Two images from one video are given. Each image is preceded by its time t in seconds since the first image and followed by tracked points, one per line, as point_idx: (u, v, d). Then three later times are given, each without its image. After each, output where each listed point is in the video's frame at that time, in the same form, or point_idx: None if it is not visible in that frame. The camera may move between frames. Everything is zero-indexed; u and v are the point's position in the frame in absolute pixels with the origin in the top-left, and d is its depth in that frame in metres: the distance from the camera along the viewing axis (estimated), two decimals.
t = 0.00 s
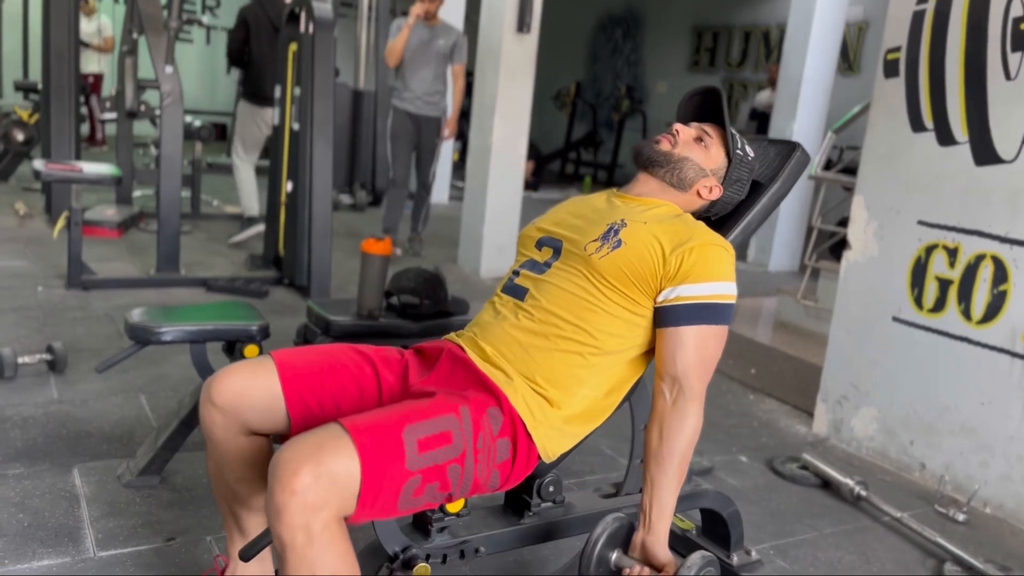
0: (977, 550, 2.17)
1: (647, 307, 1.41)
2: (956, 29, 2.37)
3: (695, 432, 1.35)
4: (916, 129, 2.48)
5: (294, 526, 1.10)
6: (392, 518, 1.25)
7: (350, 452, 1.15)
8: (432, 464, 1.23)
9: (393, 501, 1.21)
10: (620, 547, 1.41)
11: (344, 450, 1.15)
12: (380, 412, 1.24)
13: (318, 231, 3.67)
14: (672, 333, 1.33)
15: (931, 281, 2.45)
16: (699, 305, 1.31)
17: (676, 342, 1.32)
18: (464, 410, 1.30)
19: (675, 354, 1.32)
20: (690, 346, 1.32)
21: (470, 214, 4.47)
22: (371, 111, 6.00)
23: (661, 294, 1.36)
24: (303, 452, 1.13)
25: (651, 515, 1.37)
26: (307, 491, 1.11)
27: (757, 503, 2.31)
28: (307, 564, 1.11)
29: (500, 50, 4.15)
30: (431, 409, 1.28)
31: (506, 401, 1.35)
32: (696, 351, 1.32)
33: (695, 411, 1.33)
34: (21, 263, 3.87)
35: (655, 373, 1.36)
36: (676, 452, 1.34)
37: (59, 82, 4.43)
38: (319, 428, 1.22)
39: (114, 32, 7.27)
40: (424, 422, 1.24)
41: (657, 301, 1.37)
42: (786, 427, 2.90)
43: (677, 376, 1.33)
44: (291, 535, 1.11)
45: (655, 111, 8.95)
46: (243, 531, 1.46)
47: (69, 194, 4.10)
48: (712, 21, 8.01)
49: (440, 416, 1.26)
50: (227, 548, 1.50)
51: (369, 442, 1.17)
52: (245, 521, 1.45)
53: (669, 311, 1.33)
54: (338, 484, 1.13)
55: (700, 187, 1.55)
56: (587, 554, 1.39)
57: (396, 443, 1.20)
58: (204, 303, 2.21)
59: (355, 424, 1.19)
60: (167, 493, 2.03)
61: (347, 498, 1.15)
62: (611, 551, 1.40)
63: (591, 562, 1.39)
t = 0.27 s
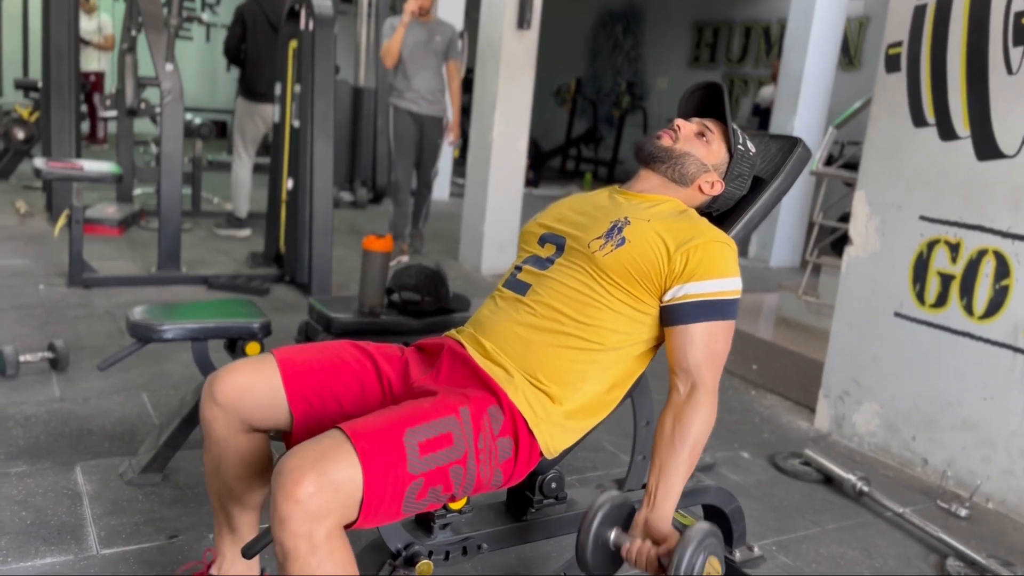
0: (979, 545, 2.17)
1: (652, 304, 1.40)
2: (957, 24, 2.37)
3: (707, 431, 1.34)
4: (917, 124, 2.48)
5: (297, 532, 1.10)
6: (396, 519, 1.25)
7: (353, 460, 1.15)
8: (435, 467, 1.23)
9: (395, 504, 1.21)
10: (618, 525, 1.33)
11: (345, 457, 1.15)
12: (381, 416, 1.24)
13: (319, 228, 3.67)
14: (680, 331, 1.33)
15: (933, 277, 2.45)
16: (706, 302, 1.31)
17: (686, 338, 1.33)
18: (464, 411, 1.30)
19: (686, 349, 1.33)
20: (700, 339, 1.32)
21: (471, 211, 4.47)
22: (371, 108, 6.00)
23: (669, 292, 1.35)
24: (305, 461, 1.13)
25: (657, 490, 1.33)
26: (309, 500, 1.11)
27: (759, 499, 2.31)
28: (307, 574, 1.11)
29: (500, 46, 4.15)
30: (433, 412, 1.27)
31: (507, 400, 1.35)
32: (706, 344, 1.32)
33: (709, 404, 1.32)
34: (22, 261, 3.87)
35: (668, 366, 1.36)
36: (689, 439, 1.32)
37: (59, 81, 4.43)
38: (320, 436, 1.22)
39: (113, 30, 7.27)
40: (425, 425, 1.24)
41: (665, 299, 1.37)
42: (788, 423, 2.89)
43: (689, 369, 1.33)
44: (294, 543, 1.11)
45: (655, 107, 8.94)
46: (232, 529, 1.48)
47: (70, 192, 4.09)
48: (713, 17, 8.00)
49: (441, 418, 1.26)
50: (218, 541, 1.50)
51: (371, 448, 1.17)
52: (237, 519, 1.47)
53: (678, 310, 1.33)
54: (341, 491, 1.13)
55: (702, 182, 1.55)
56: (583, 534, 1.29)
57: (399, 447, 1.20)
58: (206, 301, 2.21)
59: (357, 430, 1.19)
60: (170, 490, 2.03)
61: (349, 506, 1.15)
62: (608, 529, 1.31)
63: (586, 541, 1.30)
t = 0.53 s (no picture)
0: (982, 536, 2.17)
1: (656, 293, 1.40)
2: (960, 15, 2.36)
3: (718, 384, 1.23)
4: (919, 116, 2.47)
5: (303, 523, 1.10)
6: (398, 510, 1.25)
7: (359, 452, 1.15)
8: (439, 459, 1.24)
9: (399, 496, 1.21)
10: (615, 376, 1.12)
11: (352, 448, 1.15)
12: (386, 409, 1.24)
13: (320, 223, 3.67)
14: (692, 317, 1.29)
15: (935, 269, 2.45)
16: (714, 289, 1.28)
17: (696, 324, 1.28)
18: (469, 403, 1.30)
19: (699, 328, 1.27)
20: (712, 324, 1.27)
21: (472, 206, 4.47)
22: (371, 103, 6.00)
23: (676, 279, 1.35)
24: (311, 453, 1.13)
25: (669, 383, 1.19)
26: (316, 491, 1.11)
27: (762, 491, 2.31)
28: (313, 566, 1.11)
29: (500, 40, 4.14)
30: (438, 403, 1.27)
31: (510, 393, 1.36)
32: (719, 327, 1.27)
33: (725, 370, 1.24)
34: (24, 257, 3.87)
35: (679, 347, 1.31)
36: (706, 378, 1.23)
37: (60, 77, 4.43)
38: (325, 427, 1.22)
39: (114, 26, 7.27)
40: (430, 417, 1.24)
41: (673, 289, 1.36)
42: (790, 416, 2.90)
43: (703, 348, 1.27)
44: (300, 534, 1.11)
45: (656, 102, 8.94)
46: (231, 529, 1.45)
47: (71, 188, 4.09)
48: (713, 11, 7.99)
49: (446, 410, 1.26)
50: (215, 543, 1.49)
51: (376, 440, 1.17)
52: (237, 518, 1.44)
53: (685, 297, 1.31)
54: (348, 483, 1.13)
55: (706, 171, 1.55)
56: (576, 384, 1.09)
57: (404, 438, 1.20)
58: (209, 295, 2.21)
59: (362, 422, 1.19)
60: (174, 484, 2.04)
61: (354, 498, 1.15)
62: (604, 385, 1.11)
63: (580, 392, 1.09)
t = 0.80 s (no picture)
0: (982, 525, 2.17)
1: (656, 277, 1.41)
2: (960, 5, 2.36)
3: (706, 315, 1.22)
4: (919, 107, 2.47)
5: (304, 508, 1.11)
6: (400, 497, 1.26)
7: (359, 437, 1.15)
8: (440, 446, 1.24)
9: (400, 482, 1.21)
10: (652, 235, 1.20)
11: (353, 433, 1.15)
12: (387, 395, 1.25)
13: (321, 217, 3.68)
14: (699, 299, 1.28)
15: (935, 259, 2.45)
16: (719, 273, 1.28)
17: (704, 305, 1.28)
18: (469, 391, 1.30)
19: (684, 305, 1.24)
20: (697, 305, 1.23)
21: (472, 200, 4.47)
22: (372, 98, 6.00)
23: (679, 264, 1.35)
24: (312, 438, 1.14)
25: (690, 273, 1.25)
26: (317, 477, 1.11)
27: (762, 481, 2.32)
28: (314, 551, 1.11)
29: (500, 34, 4.14)
30: (439, 389, 1.28)
31: (512, 381, 1.35)
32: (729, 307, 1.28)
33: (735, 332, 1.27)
34: (25, 252, 3.88)
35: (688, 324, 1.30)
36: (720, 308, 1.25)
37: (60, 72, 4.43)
38: (326, 413, 1.22)
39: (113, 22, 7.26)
40: (431, 403, 1.24)
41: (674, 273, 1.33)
42: (791, 408, 2.90)
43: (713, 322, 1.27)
44: (301, 520, 1.11)
45: (656, 96, 8.93)
46: (233, 519, 1.44)
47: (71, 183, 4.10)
48: (713, 5, 7.98)
49: (446, 397, 1.27)
50: (217, 538, 1.48)
51: (377, 426, 1.18)
52: (238, 508, 1.43)
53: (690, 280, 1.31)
54: (349, 468, 1.14)
55: (707, 160, 1.56)
56: (617, 229, 1.17)
57: (405, 425, 1.20)
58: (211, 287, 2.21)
59: (363, 409, 1.20)
60: (176, 475, 2.04)
61: (355, 483, 1.15)
62: (640, 237, 1.19)
63: (618, 236, 1.18)
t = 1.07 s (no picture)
0: (980, 520, 2.18)
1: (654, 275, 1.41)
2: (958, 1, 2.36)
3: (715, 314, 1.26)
4: (917, 103, 2.47)
5: (302, 504, 1.11)
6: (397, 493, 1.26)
7: (356, 434, 1.16)
8: (438, 442, 1.24)
9: (398, 478, 1.22)
10: (647, 227, 1.22)
11: (350, 430, 1.16)
12: (385, 392, 1.25)
13: (319, 214, 3.68)
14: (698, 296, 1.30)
15: (933, 255, 2.45)
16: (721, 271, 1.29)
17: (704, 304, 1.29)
18: (467, 387, 1.31)
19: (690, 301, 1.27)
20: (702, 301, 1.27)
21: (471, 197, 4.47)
22: (371, 95, 6.01)
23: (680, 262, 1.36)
24: (309, 435, 1.14)
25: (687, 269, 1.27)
26: (314, 473, 1.11)
27: (761, 477, 2.32)
28: (311, 547, 1.12)
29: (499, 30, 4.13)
30: (436, 386, 1.28)
31: (510, 378, 1.36)
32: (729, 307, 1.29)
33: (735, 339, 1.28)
34: (25, 250, 3.88)
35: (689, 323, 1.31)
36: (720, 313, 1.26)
37: (58, 70, 4.43)
38: (324, 410, 1.22)
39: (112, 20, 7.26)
40: (428, 400, 1.25)
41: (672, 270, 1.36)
42: (789, 404, 2.91)
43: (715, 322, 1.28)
44: (299, 516, 1.12)
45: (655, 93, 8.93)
46: (232, 514, 1.44)
47: (70, 181, 4.10)
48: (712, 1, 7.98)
49: (443, 394, 1.27)
50: (216, 533, 1.48)
51: (375, 423, 1.18)
52: (237, 504, 1.43)
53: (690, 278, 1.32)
54: (347, 464, 1.14)
55: (705, 155, 1.55)
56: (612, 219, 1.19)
57: (402, 422, 1.21)
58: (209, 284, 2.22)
59: (361, 405, 1.20)
60: (175, 472, 2.05)
61: (352, 480, 1.16)
62: (636, 227, 1.21)
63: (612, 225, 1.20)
